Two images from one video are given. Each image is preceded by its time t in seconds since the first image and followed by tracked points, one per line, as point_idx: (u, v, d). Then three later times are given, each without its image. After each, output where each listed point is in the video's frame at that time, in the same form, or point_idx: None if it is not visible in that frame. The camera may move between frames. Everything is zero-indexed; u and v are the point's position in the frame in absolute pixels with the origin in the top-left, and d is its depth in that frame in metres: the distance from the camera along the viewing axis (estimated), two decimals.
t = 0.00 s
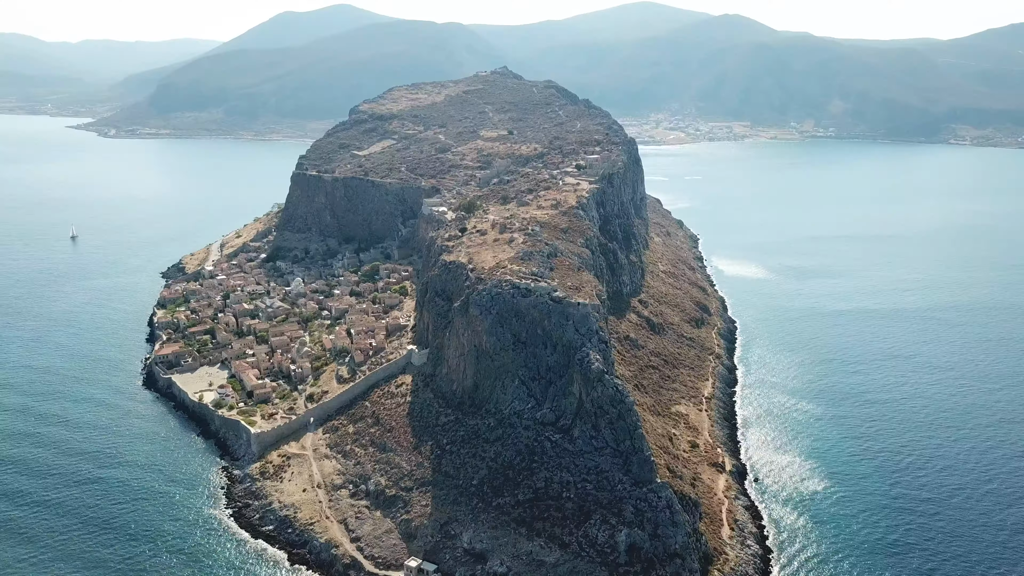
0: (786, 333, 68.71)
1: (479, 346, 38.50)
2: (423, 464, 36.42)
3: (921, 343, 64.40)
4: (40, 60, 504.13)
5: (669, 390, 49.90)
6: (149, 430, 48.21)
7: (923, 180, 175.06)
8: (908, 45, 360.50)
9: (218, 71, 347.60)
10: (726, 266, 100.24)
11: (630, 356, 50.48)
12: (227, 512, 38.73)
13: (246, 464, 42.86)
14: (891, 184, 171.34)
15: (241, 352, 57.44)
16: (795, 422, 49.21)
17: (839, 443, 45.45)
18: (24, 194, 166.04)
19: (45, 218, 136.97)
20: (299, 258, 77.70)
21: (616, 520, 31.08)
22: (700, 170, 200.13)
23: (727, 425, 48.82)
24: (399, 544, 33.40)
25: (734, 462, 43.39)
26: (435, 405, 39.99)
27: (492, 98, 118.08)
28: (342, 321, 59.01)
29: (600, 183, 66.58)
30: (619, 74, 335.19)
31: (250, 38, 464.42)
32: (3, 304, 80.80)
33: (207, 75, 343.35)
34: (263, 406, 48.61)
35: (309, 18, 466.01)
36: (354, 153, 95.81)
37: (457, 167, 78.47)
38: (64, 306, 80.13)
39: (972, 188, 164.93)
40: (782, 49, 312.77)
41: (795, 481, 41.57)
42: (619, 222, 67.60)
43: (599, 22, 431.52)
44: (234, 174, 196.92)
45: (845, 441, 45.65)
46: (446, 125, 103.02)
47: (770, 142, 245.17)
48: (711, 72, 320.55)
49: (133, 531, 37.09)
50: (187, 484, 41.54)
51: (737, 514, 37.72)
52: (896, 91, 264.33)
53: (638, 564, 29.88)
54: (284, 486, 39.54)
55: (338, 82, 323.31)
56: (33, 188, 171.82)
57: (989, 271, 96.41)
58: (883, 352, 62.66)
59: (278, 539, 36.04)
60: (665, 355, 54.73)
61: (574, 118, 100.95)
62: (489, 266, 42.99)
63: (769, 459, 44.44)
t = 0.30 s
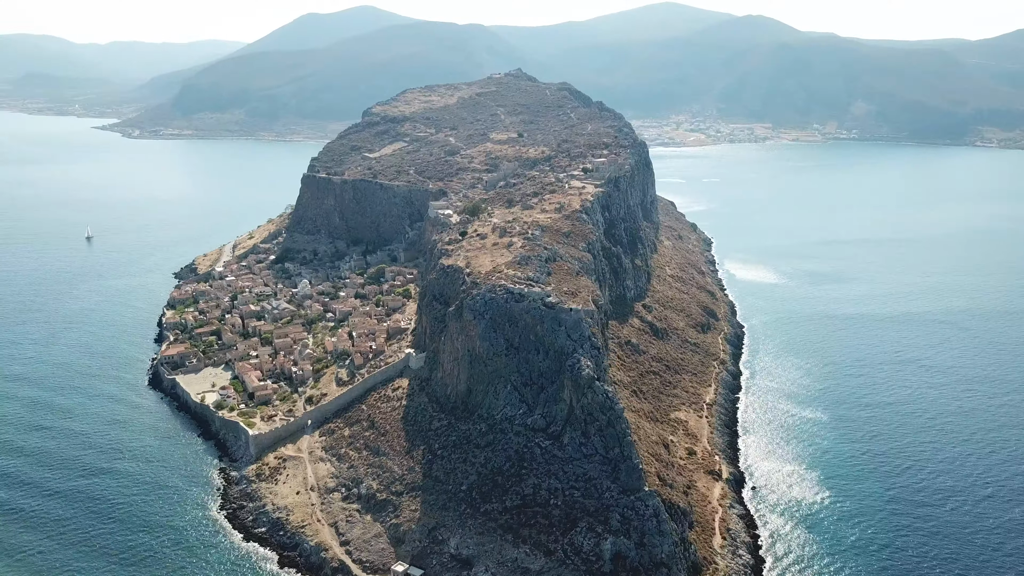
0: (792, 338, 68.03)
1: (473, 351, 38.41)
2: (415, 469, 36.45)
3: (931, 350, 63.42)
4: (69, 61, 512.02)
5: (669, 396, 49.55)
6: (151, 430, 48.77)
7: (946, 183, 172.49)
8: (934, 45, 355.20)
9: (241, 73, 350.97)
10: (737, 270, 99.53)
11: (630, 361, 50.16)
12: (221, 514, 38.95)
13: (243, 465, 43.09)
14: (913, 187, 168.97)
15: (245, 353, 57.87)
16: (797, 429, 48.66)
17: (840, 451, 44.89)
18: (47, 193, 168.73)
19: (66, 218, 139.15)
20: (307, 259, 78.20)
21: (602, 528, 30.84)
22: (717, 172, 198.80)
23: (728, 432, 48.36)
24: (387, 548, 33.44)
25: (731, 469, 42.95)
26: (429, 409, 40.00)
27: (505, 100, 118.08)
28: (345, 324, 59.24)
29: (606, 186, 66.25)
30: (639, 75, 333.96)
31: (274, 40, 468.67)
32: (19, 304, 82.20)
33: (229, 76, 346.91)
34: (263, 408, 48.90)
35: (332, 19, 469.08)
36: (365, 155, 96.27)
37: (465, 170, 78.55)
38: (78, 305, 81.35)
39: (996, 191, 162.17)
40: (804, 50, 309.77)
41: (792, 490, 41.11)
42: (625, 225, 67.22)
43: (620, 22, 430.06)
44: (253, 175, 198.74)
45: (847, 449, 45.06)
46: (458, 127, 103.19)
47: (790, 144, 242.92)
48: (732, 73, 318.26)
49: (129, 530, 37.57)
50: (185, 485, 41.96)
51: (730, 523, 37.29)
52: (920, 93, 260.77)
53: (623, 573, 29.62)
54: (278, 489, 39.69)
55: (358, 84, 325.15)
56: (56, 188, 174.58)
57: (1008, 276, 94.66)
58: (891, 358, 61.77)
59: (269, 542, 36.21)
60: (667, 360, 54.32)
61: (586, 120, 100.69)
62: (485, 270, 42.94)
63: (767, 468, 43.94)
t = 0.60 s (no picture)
0: (799, 343, 67.28)
1: (464, 354, 38.37)
2: (403, 472, 36.48)
3: (939, 356, 62.38)
4: (97, 61, 519.10)
5: (667, 401, 49.22)
6: (151, 429, 49.20)
7: (969, 185, 169.77)
8: (961, 45, 349.87)
9: (262, 73, 353.65)
10: (749, 273, 98.60)
11: (628, 365, 49.88)
12: (214, 514, 39.23)
13: (238, 465, 43.34)
14: (934, 189, 166.52)
15: (248, 353, 58.24)
16: (796, 435, 48.16)
17: (839, 458, 44.37)
18: (69, 192, 171.02)
19: (86, 217, 140.98)
20: (314, 260, 78.63)
21: (585, 534, 30.66)
22: (735, 173, 197.29)
23: (726, 438, 47.91)
24: (373, 550, 33.47)
25: (727, 476, 42.50)
26: (421, 412, 39.98)
27: (517, 101, 117.93)
28: (346, 324, 59.45)
29: (610, 189, 65.91)
30: (660, 76, 332.26)
31: (297, 40, 471.84)
32: (31, 302, 83.31)
33: (250, 76, 349.81)
34: (261, 408, 49.21)
35: (354, 19, 471.34)
36: (375, 156, 96.59)
37: (471, 171, 78.49)
38: (89, 304, 82.38)
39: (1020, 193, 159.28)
40: (827, 51, 306.54)
41: (787, 498, 40.70)
42: (630, 228, 66.87)
43: (642, 22, 428.00)
44: (271, 174, 200.23)
45: (845, 457, 44.56)
46: (468, 128, 103.20)
47: (809, 145, 240.44)
48: (753, 73, 315.61)
49: (122, 529, 37.94)
50: (181, 484, 42.28)
51: (721, 530, 36.95)
52: (945, 94, 257.06)
53: None
54: (271, 489, 39.88)
55: (379, 84, 326.49)
56: (77, 187, 176.92)
57: None
58: (898, 364, 60.85)
59: (259, 542, 36.41)
60: (667, 364, 53.95)
61: (596, 121, 100.31)
62: (480, 273, 42.88)
63: (763, 474, 43.53)
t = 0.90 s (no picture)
0: (806, 347, 66.44)
1: (456, 357, 38.36)
2: (393, 474, 36.52)
3: (949, 361, 61.38)
4: (126, 62, 527.02)
5: (667, 405, 48.85)
6: (152, 428, 49.65)
7: (995, 188, 166.89)
8: (992, 45, 343.82)
9: (285, 73, 356.55)
10: (762, 276, 97.53)
11: (627, 369, 49.57)
12: (208, 513, 39.48)
13: (235, 464, 43.57)
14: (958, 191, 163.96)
15: (251, 353, 58.69)
16: (797, 442, 47.59)
17: (837, 466, 43.89)
18: (92, 190, 173.56)
19: (107, 215, 143.01)
20: (323, 260, 79.17)
21: (569, 540, 30.47)
22: (754, 175, 195.87)
23: (725, 444, 47.41)
24: (359, 553, 33.51)
25: (722, 483, 42.04)
26: (414, 414, 40.00)
27: (529, 102, 117.88)
28: (349, 325, 59.68)
29: (616, 190, 65.59)
30: (682, 77, 330.49)
31: (321, 40, 475.28)
32: (44, 299, 84.26)
33: (272, 77, 352.56)
34: (261, 408, 49.50)
35: (378, 20, 473.63)
36: (386, 156, 97.08)
37: (479, 172, 78.58)
38: (102, 301, 83.54)
39: None
40: (853, 51, 302.89)
41: (782, 506, 40.27)
42: (636, 230, 66.44)
43: (666, 22, 425.59)
44: (290, 174, 201.74)
45: (845, 466, 43.92)
46: (480, 129, 103.20)
47: (830, 146, 237.78)
48: (777, 74, 312.70)
49: (116, 525, 38.20)
50: (178, 483, 42.57)
51: (712, 537, 36.53)
52: (973, 95, 252.96)
53: None
54: (264, 489, 40.09)
55: (401, 84, 327.88)
56: (98, 186, 179.23)
57: None
58: (905, 369, 59.98)
59: (249, 542, 36.60)
60: (668, 368, 53.53)
61: (608, 122, 99.95)
62: (476, 275, 42.83)
63: (760, 482, 43.02)
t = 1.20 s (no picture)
0: (816, 351, 65.54)
1: (449, 359, 38.30)
2: (383, 475, 36.53)
3: (961, 367, 60.28)
4: (155, 62, 534.07)
5: (667, 410, 48.45)
6: (154, 425, 50.13)
7: None
8: None
9: (308, 73, 359.14)
10: (776, 279, 96.33)
11: (627, 372, 49.22)
12: (203, 510, 39.81)
13: (232, 463, 43.88)
14: (986, 194, 160.92)
15: (256, 352, 59.13)
16: (798, 448, 46.97)
17: (837, 474, 43.29)
18: (115, 188, 176.06)
19: (128, 213, 144.90)
20: (332, 260, 79.62)
21: (552, 545, 30.28)
22: (776, 176, 193.91)
23: (725, 449, 46.86)
24: (346, 554, 33.55)
25: (719, 488, 41.56)
26: (407, 415, 39.99)
27: (543, 102, 117.62)
28: (353, 325, 59.92)
29: (622, 192, 65.16)
30: (705, 77, 328.20)
31: (346, 40, 478.17)
32: (59, 297, 85.41)
33: (295, 76, 355.23)
34: (261, 406, 49.84)
35: (402, 20, 475.38)
36: (398, 157, 97.42)
37: (488, 173, 78.54)
38: (116, 299, 84.65)
39: None
40: (880, 49, 298.33)
41: (778, 514, 39.79)
42: (642, 232, 65.92)
43: (692, 21, 422.23)
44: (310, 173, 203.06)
45: (847, 475, 43.19)
46: (493, 130, 103.06)
47: (854, 147, 234.72)
48: (802, 73, 309.17)
49: (113, 521, 38.59)
50: (174, 481, 42.86)
51: (703, 545, 36.12)
52: (1005, 95, 248.18)
53: None
54: (259, 488, 40.32)
55: (423, 84, 328.95)
56: (121, 184, 181.80)
57: None
58: (915, 374, 58.96)
59: (241, 540, 36.83)
60: (670, 372, 53.08)
61: (621, 122, 99.39)
62: (472, 277, 42.74)
63: (758, 490, 42.44)
